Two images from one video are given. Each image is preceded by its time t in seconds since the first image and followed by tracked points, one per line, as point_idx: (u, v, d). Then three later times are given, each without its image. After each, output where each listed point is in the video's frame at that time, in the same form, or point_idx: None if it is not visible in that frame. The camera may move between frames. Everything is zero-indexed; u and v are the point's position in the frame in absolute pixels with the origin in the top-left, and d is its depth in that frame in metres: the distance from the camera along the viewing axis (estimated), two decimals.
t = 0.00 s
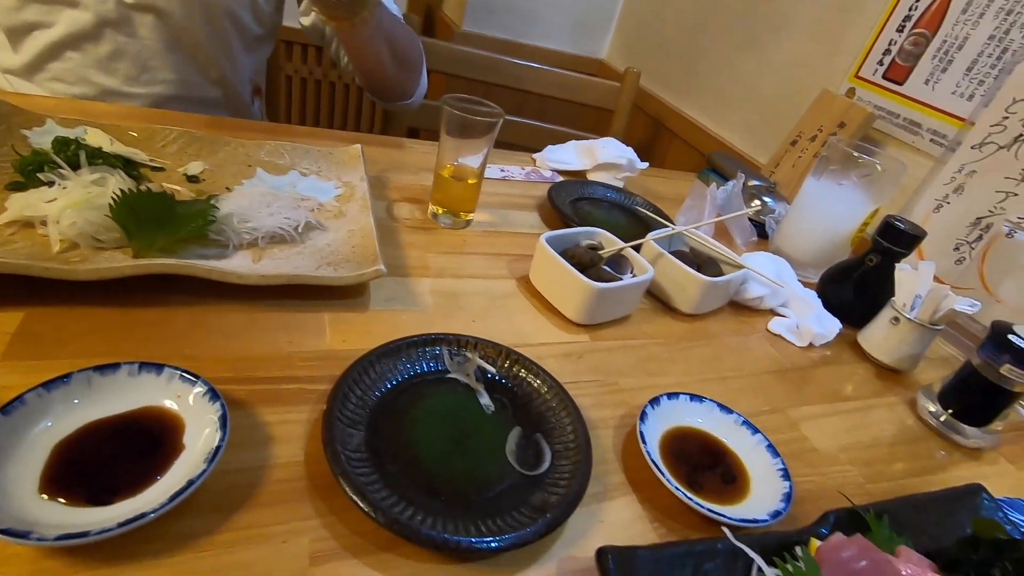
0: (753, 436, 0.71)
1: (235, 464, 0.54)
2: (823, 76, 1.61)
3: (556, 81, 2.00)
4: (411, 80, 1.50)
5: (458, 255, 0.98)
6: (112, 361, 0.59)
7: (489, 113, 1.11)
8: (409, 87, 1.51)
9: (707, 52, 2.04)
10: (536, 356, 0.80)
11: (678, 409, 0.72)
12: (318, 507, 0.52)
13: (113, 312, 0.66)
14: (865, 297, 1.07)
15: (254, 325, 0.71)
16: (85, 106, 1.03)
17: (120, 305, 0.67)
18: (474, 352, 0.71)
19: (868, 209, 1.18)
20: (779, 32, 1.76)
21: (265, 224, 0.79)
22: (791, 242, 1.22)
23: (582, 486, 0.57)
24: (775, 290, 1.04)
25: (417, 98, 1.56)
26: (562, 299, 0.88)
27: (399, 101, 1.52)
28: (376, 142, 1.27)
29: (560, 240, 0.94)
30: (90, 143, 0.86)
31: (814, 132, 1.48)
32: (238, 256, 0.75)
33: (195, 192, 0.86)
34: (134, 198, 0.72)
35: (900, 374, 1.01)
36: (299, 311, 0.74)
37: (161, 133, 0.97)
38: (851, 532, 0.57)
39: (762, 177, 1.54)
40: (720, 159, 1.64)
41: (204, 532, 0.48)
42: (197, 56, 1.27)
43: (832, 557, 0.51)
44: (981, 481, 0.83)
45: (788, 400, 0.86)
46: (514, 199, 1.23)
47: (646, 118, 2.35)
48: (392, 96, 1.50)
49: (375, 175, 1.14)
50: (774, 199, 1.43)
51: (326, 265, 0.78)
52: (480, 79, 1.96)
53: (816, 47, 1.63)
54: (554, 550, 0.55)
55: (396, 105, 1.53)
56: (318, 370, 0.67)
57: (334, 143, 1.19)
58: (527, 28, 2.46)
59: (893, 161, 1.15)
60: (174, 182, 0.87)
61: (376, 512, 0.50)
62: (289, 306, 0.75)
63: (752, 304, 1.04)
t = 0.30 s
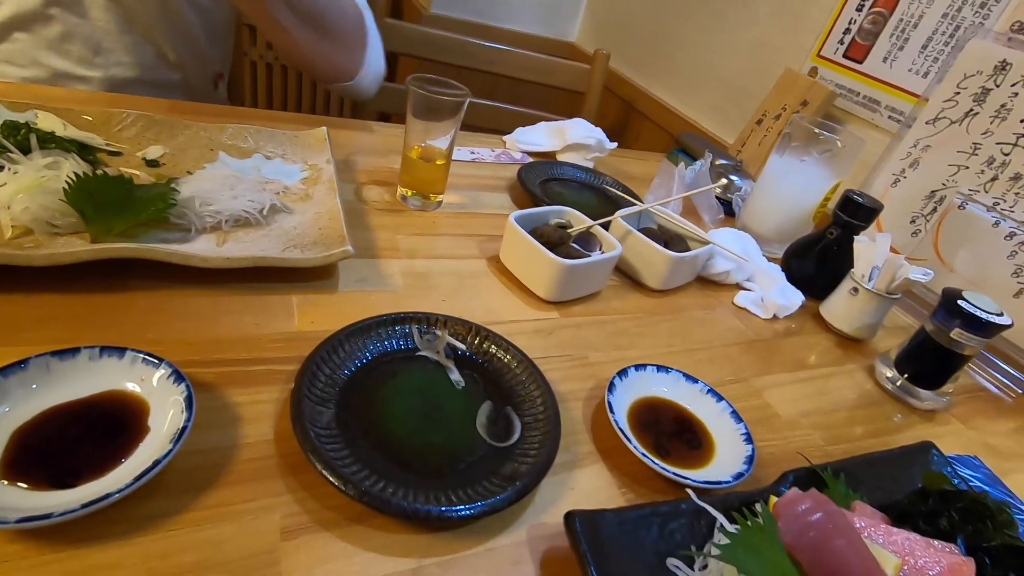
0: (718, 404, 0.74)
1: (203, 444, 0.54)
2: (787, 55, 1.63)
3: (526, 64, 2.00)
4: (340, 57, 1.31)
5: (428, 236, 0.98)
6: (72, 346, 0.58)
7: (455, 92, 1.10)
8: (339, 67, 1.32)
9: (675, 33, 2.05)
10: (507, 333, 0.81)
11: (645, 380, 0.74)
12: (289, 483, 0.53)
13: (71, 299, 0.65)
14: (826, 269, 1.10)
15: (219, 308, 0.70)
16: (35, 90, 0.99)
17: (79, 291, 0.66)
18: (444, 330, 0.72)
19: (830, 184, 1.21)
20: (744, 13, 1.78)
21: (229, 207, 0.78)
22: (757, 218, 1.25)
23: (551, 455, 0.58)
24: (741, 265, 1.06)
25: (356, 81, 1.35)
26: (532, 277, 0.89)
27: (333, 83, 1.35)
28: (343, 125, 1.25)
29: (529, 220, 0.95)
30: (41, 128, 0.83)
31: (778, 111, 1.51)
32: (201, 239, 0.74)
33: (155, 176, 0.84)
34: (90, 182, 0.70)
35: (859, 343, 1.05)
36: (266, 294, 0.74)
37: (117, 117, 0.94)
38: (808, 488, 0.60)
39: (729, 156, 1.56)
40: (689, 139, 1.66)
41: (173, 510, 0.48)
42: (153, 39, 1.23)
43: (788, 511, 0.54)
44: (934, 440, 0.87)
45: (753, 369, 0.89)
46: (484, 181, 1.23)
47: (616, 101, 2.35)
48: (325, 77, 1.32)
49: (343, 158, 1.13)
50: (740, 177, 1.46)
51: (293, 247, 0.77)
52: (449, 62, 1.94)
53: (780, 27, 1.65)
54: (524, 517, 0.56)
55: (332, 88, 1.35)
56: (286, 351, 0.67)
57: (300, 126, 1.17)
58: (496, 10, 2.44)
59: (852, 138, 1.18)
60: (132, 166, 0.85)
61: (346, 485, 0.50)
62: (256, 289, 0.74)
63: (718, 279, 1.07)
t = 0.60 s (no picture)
0: (692, 385, 0.74)
1: (175, 432, 0.54)
2: (765, 44, 1.64)
3: (508, 55, 1.99)
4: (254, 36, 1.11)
5: (405, 225, 0.98)
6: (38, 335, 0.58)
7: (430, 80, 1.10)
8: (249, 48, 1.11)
9: (657, 23, 2.05)
10: (484, 320, 0.81)
11: (620, 363, 0.75)
12: (262, 469, 0.53)
13: (39, 289, 0.64)
14: (801, 254, 1.11)
15: (191, 297, 0.70)
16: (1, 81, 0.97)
17: (47, 281, 0.65)
18: (420, 317, 0.72)
19: (805, 170, 1.23)
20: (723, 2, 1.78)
21: (201, 197, 0.77)
22: (735, 205, 1.26)
23: (524, 437, 0.59)
24: (717, 251, 1.07)
25: (266, 69, 1.14)
26: (509, 265, 0.89)
27: (239, 68, 1.13)
28: (320, 116, 1.24)
29: (506, 208, 0.95)
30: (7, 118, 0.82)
31: (756, 100, 1.52)
32: (172, 229, 0.74)
33: (125, 166, 0.83)
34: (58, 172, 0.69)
35: (833, 326, 1.06)
36: (241, 282, 0.74)
37: (86, 108, 0.93)
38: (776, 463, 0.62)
39: (709, 145, 1.58)
40: (669, 129, 1.67)
41: (144, 497, 0.48)
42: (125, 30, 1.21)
43: (753, 486, 0.55)
44: (904, 419, 0.89)
45: (728, 353, 0.90)
46: (463, 170, 1.22)
47: (598, 92, 2.35)
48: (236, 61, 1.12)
49: (320, 149, 1.12)
50: (719, 165, 1.47)
51: (267, 236, 0.77)
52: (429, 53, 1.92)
53: (758, 16, 1.66)
54: (498, 498, 0.57)
55: (238, 78, 1.14)
56: (260, 340, 0.66)
57: (277, 117, 1.17)
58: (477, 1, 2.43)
59: (826, 124, 1.20)
60: (102, 157, 0.84)
61: (317, 469, 0.50)
62: (230, 278, 0.74)
63: (696, 264, 1.08)
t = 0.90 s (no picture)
0: (658, 369, 0.76)
1: (142, 422, 0.54)
2: (735, 36, 1.67)
3: (482, 47, 1.99)
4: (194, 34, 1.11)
5: (377, 217, 0.98)
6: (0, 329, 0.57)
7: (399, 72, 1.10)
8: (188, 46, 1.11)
9: (630, 15, 2.07)
10: (455, 309, 0.83)
11: (587, 348, 0.77)
12: (230, 457, 0.53)
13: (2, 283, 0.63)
14: (767, 241, 1.14)
15: (158, 290, 0.70)
16: None
17: (9, 275, 0.65)
18: (390, 306, 0.73)
19: (771, 160, 1.26)
20: None
21: (169, 189, 0.77)
22: (704, 194, 1.29)
23: (491, 420, 0.60)
24: (686, 240, 1.10)
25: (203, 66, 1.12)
26: (479, 255, 0.91)
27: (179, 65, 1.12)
28: (291, 109, 1.24)
29: (477, 198, 0.96)
30: None
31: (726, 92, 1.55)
32: (139, 223, 0.73)
33: (90, 160, 0.82)
34: (20, 165, 0.68)
35: (797, 310, 1.09)
36: (209, 275, 0.74)
37: (49, 101, 0.91)
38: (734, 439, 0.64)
39: (680, 136, 1.60)
40: (643, 120, 1.69)
41: (112, 485, 0.48)
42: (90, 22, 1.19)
43: (711, 459, 0.57)
44: (863, 399, 0.92)
45: (695, 338, 0.93)
46: (437, 162, 1.23)
47: (573, 84, 2.37)
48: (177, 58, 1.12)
49: (291, 142, 1.12)
50: (690, 156, 1.50)
51: (235, 228, 0.77)
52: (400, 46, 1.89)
53: (728, 8, 1.69)
54: (466, 481, 0.58)
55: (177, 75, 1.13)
56: (229, 331, 0.67)
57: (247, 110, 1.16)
58: None
59: (792, 115, 1.23)
60: (66, 151, 0.83)
61: (286, 455, 0.51)
62: (198, 270, 0.74)
63: (666, 253, 1.10)
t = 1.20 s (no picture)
0: (610, 332, 0.80)
1: (98, 383, 0.55)
2: (695, 19, 1.70)
3: (448, 30, 1.99)
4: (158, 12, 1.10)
5: (338, 193, 0.99)
6: None
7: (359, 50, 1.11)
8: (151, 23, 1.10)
9: None
10: (415, 279, 0.85)
11: (542, 314, 0.80)
12: (188, 414, 0.55)
13: None
14: (721, 215, 1.18)
15: (113, 260, 0.70)
16: None
17: None
18: (348, 274, 0.74)
19: (725, 138, 1.30)
20: None
21: (123, 161, 0.77)
22: (662, 172, 1.33)
23: (445, 377, 0.63)
24: (642, 214, 1.13)
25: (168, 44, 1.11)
26: (439, 228, 0.93)
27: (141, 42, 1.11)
28: (252, 88, 1.23)
29: (437, 173, 0.98)
30: None
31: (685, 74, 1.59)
32: (93, 193, 0.74)
33: (41, 133, 0.81)
34: None
35: (749, 281, 1.14)
36: (166, 246, 0.74)
37: None
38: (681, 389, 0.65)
39: (642, 118, 1.64)
40: (606, 103, 1.72)
41: (68, 440, 0.50)
42: None
43: (651, 408, 0.59)
44: (808, 361, 0.97)
45: (650, 306, 0.96)
46: (400, 141, 1.24)
47: (540, 68, 2.38)
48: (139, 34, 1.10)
49: (251, 120, 1.12)
50: (651, 137, 1.54)
51: (192, 199, 0.78)
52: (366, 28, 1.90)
53: None
54: (421, 434, 0.61)
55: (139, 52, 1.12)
56: (186, 299, 0.68)
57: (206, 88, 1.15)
58: None
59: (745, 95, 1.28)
60: (16, 125, 0.82)
61: (242, 408, 0.53)
62: (155, 241, 0.75)
63: (623, 227, 1.14)
